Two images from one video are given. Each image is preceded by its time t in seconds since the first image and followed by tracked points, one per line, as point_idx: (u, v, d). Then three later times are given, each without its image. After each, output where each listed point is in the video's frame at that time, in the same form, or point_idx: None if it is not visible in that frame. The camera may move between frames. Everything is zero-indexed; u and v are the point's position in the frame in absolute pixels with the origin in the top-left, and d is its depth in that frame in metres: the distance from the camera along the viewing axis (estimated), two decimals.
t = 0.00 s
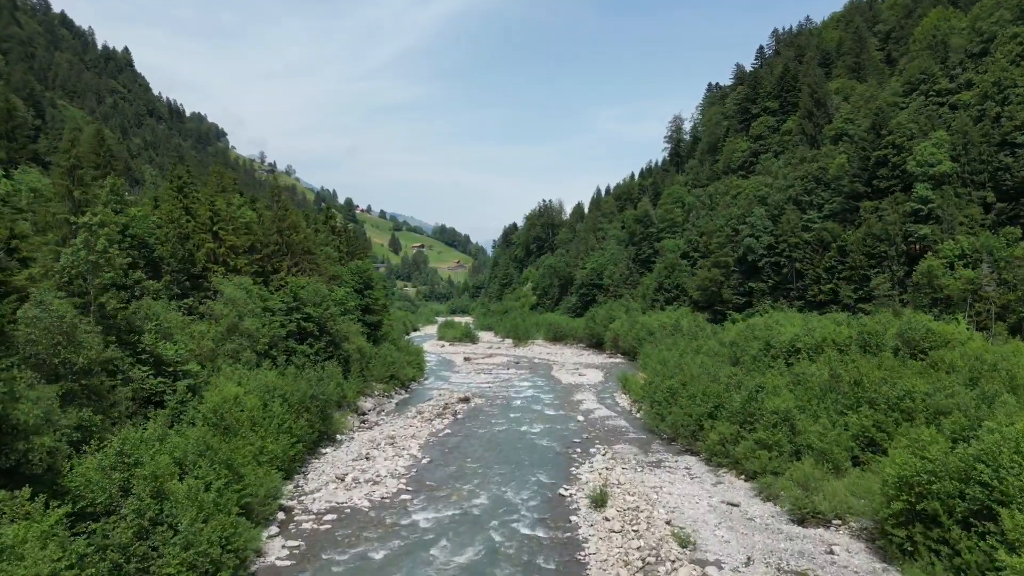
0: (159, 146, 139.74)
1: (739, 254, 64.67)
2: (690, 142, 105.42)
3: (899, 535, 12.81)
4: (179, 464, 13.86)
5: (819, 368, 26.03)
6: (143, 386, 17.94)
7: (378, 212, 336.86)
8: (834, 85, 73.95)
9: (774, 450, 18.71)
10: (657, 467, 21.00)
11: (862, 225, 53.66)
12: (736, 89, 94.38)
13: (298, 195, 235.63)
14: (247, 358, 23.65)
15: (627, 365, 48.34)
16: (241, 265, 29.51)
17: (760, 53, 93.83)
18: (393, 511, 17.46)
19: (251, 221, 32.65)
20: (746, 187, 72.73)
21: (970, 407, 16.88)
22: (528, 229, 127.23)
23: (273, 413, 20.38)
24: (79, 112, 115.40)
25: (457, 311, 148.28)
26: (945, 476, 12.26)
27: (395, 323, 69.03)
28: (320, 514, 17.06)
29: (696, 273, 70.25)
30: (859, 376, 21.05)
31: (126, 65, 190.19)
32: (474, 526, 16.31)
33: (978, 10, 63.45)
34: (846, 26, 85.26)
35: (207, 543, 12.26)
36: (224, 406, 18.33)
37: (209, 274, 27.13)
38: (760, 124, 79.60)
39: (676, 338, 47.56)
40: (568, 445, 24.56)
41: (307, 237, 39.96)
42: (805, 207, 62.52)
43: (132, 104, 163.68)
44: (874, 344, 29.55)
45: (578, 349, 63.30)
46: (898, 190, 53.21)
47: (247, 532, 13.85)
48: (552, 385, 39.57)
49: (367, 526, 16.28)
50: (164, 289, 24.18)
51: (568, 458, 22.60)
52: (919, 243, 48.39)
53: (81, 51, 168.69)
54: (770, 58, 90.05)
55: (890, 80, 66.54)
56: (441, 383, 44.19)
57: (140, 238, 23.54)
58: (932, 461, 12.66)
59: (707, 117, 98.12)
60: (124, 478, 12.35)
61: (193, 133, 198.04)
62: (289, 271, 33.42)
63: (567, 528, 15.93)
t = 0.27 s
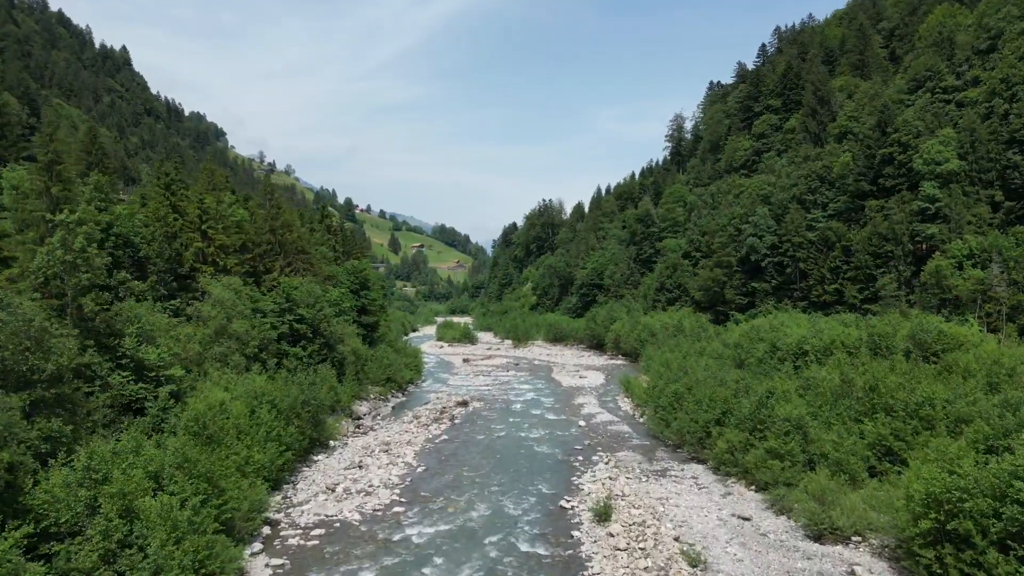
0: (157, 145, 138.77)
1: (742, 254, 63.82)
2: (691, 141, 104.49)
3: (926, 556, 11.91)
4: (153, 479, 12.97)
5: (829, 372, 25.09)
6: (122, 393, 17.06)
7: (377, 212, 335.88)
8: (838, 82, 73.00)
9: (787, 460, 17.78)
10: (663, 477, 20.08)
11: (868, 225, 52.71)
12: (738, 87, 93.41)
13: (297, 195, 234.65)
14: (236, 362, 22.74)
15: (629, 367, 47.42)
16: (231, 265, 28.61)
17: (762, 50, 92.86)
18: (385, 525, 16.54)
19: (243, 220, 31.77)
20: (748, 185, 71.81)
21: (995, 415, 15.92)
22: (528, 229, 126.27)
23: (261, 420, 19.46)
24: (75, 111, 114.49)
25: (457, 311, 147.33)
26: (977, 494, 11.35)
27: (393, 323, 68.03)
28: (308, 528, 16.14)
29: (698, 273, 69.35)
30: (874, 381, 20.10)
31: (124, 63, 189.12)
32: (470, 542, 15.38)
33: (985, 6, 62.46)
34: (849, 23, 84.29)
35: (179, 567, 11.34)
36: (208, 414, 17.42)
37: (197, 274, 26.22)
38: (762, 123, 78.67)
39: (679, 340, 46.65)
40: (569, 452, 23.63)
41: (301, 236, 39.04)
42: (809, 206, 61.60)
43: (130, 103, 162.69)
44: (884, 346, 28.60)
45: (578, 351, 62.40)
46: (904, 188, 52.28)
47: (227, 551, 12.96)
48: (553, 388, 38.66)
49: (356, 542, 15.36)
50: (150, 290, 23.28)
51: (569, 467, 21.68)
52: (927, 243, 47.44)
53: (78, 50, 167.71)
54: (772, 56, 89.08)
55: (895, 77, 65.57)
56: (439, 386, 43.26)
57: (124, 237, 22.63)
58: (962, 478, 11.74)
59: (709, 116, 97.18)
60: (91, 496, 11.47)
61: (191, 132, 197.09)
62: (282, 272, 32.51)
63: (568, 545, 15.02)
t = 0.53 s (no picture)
0: (154, 144, 137.67)
1: (745, 254, 62.98)
2: (693, 140, 103.58)
3: None
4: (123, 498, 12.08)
5: (840, 377, 24.18)
6: (98, 401, 16.13)
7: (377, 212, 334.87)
8: (841, 80, 72.06)
9: (801, 472, 16.84)
10: (669, 488, 19.14)
11: (874, 224, 51.84)
12: (740, 85, 92.44)
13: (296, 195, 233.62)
14: (223, 367, 21.81)
15: (630, 369, 46.46)
16: (221, 266, 27.71)
17: (764, 48, 91.95)
18: (376, 541, 15.60)
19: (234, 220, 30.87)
20: (751, 185, 70.90)
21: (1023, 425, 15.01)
22: (528, 229, 125.32)
23: (247, 429, 18.55)
24: (72, 110, 113.42)
25: (457, 311, 146.35)
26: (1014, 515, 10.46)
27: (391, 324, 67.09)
28: (294, 546, 15.22)
29: (700, 273, 68.47)
30: (890, 388, 19.17)
31: (121, 62, 188.06)
32: (467, 560, 14.50)
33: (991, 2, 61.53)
34: (852, 20, 83.39)
35: None
36: (190, 423, 16.51)
37: (185, 275, 25.31)
38: (765, 121, 77.73)
39: (682, 341, 45.76)
40: (571, 460, 22.72)
41: (295, 236, 38.13)
42: (813, 206, 60.71)
43: (127, 102, 161.67)
44: (896, 350, 27.68)
45: (579, 352, 61.51)
46: (911, 187, 51.37)
47: None
48: (553, 392, 37.72)
49: (345, 561, 14.43)
50: (134, 292, 22.35)
51: (571, 477, 20.74)
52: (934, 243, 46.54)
53: (76, 48, 166.65)
54: (775, 54, 88.19)
55: (900, 75, 64.66)
56: (437, 389, 42.31)
57: (107, 237, 21.73)
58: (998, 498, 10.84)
59: (711, 115, 96.26)
60: (53, 518, 10.59)
61: (189, 132, 195.99)
62: (274, 273, 31.60)
63: (571, 564, 14.11)
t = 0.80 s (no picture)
0: (151, 143, 136.66)
1: (748, 254, 62.11)
2: (694, 139, 102.63)
3: None
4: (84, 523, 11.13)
5: (852, 383, 23.27)
6: (72, 410, 15.20)
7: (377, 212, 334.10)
8: (845, 78, 71.12)
9: (817, 486, 15.89)
10: (676, 501, 18.20)
11: (880, 224, 50.92)
12: (742, 84, 91.46)
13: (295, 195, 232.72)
14: (209, 373, 20.89)
15: (632, 372, 45.47)
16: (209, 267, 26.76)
17: (767, 46, 91.02)
18: (366, 561, 14.64)
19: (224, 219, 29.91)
20: (754, 184, 69.98)
21: None
22: (528, 228, 124.45)
23: (232, 439, 17.59)
24: (68, 109, 112.36)
25: (457, 312, 145.62)
26: None
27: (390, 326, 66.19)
28: (278, 566, 14.28)
29: (703, 274, 67.58)
30: (909, 395, 18.21)
31: (119, 61, 187.07)
32: None
33: None
34: (856, 17, 82.43)
35: None
36: (169, 434, 15.56)
37: (172, 277, 24.40)
38: (767, 120, 76.79)
39: (685, 343, 44.90)
40: (572, 470, 21.78)
41: (289, 236, 37.20)
42: (817, 205, 59.79)
43: (125, 101, 160.66)
44: (908, 353, 26.77)
45: (580, 354, 60.63)
46: (918, 186, 50.42)
47: None
48: (553, 395, 36.78)
49: None
50: (116, 294, 21.40)
51: (573, 489, 19.80)
52: (942, 243, 45.62)
53: (73, 47, 165.58)
54: (777, 51, 87.25)
55: (906, 72, 63.75)
56: (435, 392, 41.41)
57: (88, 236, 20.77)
58: None
59: (713, 113, 95.35)
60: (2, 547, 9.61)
61: (187, 131, 194.98)
62: (266, 274, 30.65)
63: None
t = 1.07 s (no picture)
0: (148, 143, 135.56)
1: (752, 254, 61.21)
2: (695, 138, 101.68)
3: None
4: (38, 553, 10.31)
5: (865, 389, 22.34)
6: (42, 421, 14.26)
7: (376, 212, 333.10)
8: (850, 76, 70.16)
9: (835, 501, 14.96)
10: (684, 515, 17.27)
11: (886, 224, 49.96)
12: (744, 82, 90.48)
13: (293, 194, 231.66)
14: (194, 379, 19.95)
15: (634, 375, 44.53)
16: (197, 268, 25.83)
17: (769, 44, 90.05)
18: None
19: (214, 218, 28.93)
20: (757, 183, 69.04)
21: None
22: (528, 228, 123.47)
23: (215, 450, 16.64)
24: (63, 108, 111.28)
25: (456, 312, 144.69)
26: None
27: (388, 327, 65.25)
28: None
29: (705, 274, 66.65)
30: (929, 404, 17.27)
31: (116, 61, 186.01)
32: None
33: None
34: (860, 15, 81.46)
35: None
36: (145, 447, 14.61)
37: (157, 278, 23.45)
38: (770, 118, 75.82)
39: (688, 345, 43.99)
40: (574, 480, 20.85)
41: (282, 236, 36.24)
42: (821, 205, 58.85)
43: (122, 101, 159.55)
44: (921, 357, 25.84)
45: (580, 356, 59.72)
46: (925, 185, 49.44)
47: None
48: (554, 399, 35.86)
49: None
50: (97, 296, 20.46)
51: (575, 502, 18.87)
52: (950, 243, 44.67)
53: (70, 46, 164.43)
54: (779, 49, 86.29)
55: (911, 69, 62.79)
56: (432, 395, 40.48)
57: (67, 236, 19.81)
58: None
59: (714, 112, 94.41)
60: None
61: (186, 130, 193.94)
62: (258, 275, 29.68)
63: None
